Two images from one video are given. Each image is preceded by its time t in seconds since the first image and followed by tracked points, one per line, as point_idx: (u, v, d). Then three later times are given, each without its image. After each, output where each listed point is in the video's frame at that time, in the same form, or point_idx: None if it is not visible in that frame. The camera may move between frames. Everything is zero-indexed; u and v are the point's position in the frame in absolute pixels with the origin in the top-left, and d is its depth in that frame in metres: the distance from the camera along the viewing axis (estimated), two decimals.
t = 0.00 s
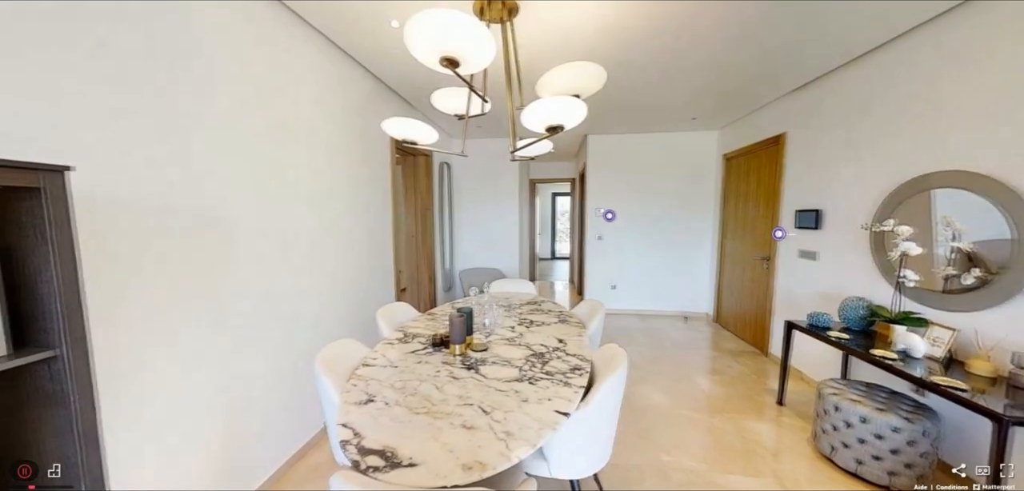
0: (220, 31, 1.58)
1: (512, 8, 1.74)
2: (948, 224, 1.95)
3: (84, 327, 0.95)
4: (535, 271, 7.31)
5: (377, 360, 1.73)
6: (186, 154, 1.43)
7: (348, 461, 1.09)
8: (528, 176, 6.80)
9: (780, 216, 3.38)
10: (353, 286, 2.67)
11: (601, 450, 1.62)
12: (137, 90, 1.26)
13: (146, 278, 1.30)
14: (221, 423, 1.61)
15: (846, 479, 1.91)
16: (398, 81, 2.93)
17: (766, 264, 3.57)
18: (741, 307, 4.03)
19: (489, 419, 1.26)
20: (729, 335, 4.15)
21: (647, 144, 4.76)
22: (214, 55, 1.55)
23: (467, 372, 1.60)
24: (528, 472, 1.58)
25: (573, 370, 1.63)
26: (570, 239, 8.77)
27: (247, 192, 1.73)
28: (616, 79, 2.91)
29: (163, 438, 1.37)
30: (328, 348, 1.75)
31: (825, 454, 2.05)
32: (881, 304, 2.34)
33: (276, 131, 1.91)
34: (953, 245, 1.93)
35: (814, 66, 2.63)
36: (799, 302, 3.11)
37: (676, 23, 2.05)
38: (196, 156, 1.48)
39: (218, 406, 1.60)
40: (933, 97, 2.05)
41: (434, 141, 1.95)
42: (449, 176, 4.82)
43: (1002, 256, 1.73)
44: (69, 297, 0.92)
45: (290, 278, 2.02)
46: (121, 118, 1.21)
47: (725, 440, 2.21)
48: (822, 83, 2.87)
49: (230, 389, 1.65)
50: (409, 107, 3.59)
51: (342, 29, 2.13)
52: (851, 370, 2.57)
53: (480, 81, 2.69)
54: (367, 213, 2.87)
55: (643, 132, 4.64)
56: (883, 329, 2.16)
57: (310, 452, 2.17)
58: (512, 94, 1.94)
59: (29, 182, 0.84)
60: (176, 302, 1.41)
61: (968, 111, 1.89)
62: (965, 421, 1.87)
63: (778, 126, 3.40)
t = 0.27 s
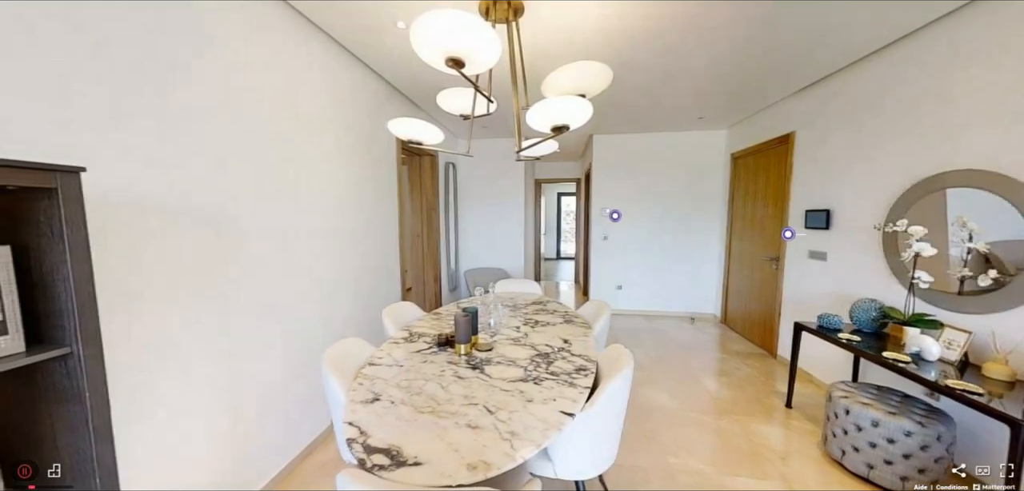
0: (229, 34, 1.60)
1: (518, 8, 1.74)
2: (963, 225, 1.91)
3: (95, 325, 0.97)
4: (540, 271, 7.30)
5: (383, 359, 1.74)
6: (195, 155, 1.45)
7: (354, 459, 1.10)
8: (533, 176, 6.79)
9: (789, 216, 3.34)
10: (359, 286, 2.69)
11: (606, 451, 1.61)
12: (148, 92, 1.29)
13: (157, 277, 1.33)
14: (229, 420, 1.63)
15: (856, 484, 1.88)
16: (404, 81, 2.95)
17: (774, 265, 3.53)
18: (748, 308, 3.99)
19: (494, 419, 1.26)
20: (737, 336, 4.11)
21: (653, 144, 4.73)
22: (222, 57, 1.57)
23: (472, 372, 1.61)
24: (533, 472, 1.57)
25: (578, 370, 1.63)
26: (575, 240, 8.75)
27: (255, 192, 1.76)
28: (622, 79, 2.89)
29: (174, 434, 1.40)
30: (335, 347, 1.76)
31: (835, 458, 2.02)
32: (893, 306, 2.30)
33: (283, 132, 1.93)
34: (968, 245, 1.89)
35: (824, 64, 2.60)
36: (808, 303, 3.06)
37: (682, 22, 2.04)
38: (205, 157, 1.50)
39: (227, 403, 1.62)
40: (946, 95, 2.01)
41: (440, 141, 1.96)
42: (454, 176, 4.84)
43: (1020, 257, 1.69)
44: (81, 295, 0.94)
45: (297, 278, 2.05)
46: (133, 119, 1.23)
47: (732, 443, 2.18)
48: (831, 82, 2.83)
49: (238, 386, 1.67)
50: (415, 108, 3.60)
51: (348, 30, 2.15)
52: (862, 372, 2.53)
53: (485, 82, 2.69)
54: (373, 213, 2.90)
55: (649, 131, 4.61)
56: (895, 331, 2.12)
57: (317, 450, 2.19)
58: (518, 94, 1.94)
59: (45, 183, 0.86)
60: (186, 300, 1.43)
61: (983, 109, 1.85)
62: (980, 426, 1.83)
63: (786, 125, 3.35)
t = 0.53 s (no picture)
0: (236, 37, 1.63)
1: (523, 8, 1.74)
2: (977, 225, 1.87)
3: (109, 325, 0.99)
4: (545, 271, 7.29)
5: (388, 358, 1.75)
6: (201, 156, 1.48)
7: (359, 457, 1.11)
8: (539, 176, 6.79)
9: (797, 216, 3.30)
10: (364, 285, 2.71)
11: (611, 452, 1.60)
12: (153, 94, 1.31)
13: (164, 275, 1.35)
14: (236, 417, 1.65)
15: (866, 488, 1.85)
16: (409, 82, 2.97)
17: (782, 266, 3.49)
18: (756, 309, 3.95)
19: (498, 419, 1.26)
20: (744, 337, 4.06)
21: (658, 143, 4.70)
22: (227, 59, 1.59)
23: (476, 372, 1.61)
24: (538, 472, 1.57)
25: (582, 371, 1.62)
26: (581, 240, 8.72)
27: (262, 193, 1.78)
28: (627, 78, 2.88)
29: (182, 431, 1.42)
30: (341, 346, 1.78)
31: (844, 461, 1.99)
32: (904, 307, 2.26)
33: (290, 133, 1.95)
34: (983, 246, 1.85)
35: (833, 62, 2.56)
36: (817, 304, 3.02)
37: (688, 21, 2.02)
38: (210, 158, 1.52)
39: (234, 401, 1.64)
40: (958, 92, 1.98)
41: (445, 141, 1.96)
42: (460, 176, 4.85)
43: None
44: (96, 295, 0.95)
45: (303, 277, 2.07)
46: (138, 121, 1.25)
47: (738, 445, 2.16)
48: (840, 80, 2.79)
49: (245, 385, 1.69)
50: (420, 108, 3.62)
51: (354, 32, 2.17)
52: (872, 375, 2.49)
53: (489, 82, 2.69)
54: (379, 213, 2.91)
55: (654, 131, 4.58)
56: (907, 333, 2.08)
57: (323, 448, 2.21)
58: (523, 94, 1.93)
59: (60, 184, 0.88)
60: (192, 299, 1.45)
61: (995, 106, 1.81)
62: (995, 431, 1.79)
63: (795, 123, 3.31)
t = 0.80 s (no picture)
0: (248, 40, 1.66)
1: (529, 8, 1.74)
2: (998, 225, 1.81)
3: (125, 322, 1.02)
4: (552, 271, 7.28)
5: (395, 357, 1.76)
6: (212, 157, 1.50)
7: (366, 455, 1.12)
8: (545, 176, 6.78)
9: (809, 216, 3.24)
10: (372, 284, 2.74)
11: (618, 453, 1.60)
12: (167, 96, 1.33)
13: (177, 274, 1.38)
14: (247, 414, 1.68)
15: None
16: (416, 83, 2.99)
17: (794, 267, 3.43)
18: (766, 311, 3.89)
19: (504, 419, 1.27)
20: (754, 339, 4.01)
21: (667, 143, 4.65)
22: (239, 61, 1.61)
23: (483, 371, 1.61)
24: (544, 472, 1.57)
25: (589, 371, 1.62)
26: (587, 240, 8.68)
27: (272, 193, 1.81)
28: (634, 77, 2.86)
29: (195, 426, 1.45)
30: (349, 345, 1.80)
31: (857, 466, 1.95)
32: (920, 310, 2.20)
33: (300, 135, 1.98)
34: (1004, 247, 1.79)
35: (847, 59, 2.51)
36: (829, 306, 2.97)
37: (697, 19, 2.00)
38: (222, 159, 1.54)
39: (245, 398, 1.67)
40: (979, 89, 1.92)
41: (451, 142, 1.97)
42: (466, 176, 4.86)
43: None
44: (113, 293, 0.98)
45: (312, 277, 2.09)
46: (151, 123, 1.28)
47: (748, 448, 2.13)
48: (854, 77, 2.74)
49: (255, 382, 1.72)
50: (427, 109, 3.64)
51: (363, 34, 2.19)
52: (886, 379, 2.43)
53: (496, 82, 2.70)
54: (386, 213, 2.94)
55: (663, 130, 4.53)
56: (923, 336, 2.03)
57: (331, 445, 2.23)
58: (529, 94, 1.93)
59: (79, 185, 0.91)
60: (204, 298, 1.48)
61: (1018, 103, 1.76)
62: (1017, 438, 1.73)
63: (807, 122, 3.25)
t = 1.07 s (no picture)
0: (258, 42, 1.68)
1: (535, 7, 1.73)
2: (1014, 225, 1.77)
3: (138, 319, 1.04)
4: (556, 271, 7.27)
5: (401, 356, 1.77)
6: (224, 157, 1.52)
7: (372, 454, 1.12)
8: (550, 176, 6.77)
9: (818, 216, 3.19)
10: (378, 284, 2.76)
11: (623, 454, 1.59)
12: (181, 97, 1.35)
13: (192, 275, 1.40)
14: (256, 412, 1.70)
15: None
16: (422, 83, 3.00)
17: (802, 267, 3.38)
18: (774, 312, 3.84)
19: (509, 418, 1.27)
20: (761, 341, 3.96)
21: (673, 142, 4.62)
22: (249, 61, 1.63)
23: (488, 371, 1.62)
24: (549, 473, 1.57)
25: (594, 372, 1.61)
26: (592, 240, 8.66)
27: (281, 193, 1.83)
28: (639, 76, 2.84)
29: (207, 424, 1.47)
30: (356, 344, 1.81)
31: (868, 471, 1.91)
32: (934, 312, 2.16)
33: (308, 136, 2.00)
34: (1021, 248, 1.75)
35: (859, 56, 2.47)
36: (840, 307, 2.92)
37: (703, 18, 1.99)
38: (234, 159, 1.56)
39: (255, 396, 1.69)
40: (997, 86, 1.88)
41: (457, 142, 1.98)
42: (472, 176, 4.87)
43: None
44: (126, 291, 1.01)
45: (320, 275, 2.11)
46: (167, 123, 1.29)
47: (756, 451, 2.11)
48: (866, 75, 2.69)
49: (265, 380, 1.74)
50: (432, 109, 3.65)
51: (370, 35, 2.21)
52: (898, 382, 2.39)
53: (501, 82, 2.70)
54: (392, 213, 2.95)
55: (669, 129, 4.50)
56: (936, 339, 1.99)
57: (337, 443, 2.26)
58: (535, 94, 1.93)
59: (93, 185, 0.92)
60: (215, 296, 1.50)
61: None
62: None
63: (816, 120, 3.20)
